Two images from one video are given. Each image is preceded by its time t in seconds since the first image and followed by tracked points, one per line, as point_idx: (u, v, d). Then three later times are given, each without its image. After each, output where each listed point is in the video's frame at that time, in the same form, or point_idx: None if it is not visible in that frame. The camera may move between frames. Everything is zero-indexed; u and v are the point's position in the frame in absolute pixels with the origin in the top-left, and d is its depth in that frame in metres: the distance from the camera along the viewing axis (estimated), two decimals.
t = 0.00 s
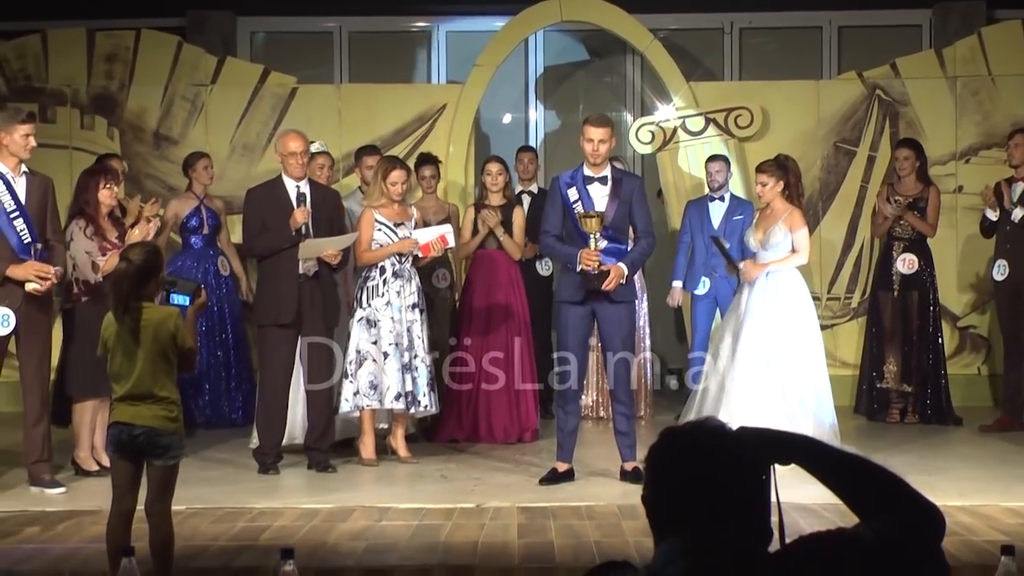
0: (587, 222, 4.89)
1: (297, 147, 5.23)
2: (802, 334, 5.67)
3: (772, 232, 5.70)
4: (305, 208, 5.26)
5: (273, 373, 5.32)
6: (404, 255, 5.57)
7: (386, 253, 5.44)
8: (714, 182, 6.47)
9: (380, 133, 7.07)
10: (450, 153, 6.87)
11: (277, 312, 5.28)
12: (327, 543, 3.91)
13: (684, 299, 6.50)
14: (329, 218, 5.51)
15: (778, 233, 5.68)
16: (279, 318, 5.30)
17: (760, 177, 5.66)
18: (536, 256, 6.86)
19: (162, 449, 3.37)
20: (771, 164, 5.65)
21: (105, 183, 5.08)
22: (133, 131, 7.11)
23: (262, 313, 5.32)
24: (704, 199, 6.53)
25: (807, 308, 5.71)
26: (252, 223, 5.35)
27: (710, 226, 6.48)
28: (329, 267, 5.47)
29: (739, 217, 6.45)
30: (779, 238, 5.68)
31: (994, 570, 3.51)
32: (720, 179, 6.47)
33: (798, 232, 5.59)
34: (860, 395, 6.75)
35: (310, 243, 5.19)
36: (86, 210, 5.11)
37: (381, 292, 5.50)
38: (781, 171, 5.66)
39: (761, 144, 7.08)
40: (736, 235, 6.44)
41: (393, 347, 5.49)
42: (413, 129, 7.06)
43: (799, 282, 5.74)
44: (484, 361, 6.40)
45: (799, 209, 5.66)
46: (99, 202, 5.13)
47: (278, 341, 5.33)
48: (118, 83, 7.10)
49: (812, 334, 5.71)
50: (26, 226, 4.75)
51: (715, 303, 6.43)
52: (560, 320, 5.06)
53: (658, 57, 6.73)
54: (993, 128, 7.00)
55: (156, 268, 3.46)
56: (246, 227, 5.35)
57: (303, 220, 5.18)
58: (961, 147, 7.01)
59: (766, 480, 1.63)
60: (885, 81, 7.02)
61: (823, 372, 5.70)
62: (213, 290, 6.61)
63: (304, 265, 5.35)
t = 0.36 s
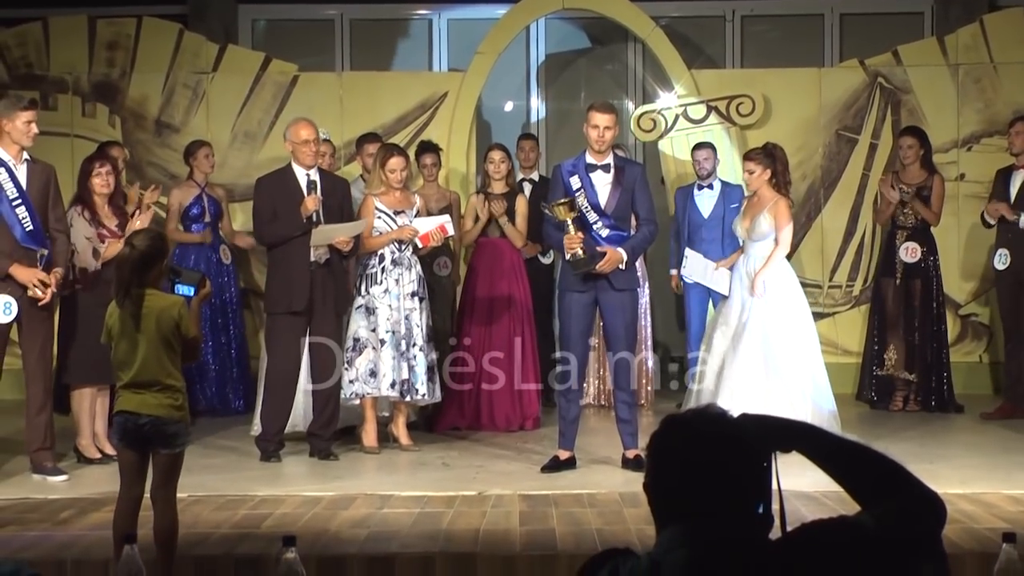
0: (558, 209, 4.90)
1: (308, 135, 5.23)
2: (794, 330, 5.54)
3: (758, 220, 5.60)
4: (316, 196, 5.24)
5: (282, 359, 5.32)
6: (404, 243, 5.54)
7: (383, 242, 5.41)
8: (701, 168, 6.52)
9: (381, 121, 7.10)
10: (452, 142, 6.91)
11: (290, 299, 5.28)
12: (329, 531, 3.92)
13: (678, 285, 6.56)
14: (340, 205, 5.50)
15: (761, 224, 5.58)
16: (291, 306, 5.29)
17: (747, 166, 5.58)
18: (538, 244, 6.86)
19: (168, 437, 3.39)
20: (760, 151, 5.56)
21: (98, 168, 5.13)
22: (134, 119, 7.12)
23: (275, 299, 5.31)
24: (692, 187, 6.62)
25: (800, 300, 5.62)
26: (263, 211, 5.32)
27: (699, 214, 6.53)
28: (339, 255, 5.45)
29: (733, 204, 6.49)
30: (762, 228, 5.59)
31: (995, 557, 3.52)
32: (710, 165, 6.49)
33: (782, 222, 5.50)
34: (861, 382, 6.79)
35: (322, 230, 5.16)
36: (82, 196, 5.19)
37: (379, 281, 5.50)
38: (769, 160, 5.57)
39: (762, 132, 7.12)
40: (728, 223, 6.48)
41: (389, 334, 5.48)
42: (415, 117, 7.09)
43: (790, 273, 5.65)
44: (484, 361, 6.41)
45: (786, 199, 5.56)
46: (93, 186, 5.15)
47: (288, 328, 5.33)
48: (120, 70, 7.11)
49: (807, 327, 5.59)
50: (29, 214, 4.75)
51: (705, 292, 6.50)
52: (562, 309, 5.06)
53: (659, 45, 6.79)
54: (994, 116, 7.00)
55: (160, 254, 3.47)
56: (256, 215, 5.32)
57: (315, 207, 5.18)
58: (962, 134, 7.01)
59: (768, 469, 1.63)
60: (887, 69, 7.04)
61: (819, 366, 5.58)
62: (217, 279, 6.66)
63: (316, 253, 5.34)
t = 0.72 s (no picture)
0: (575, 202, 4.90)
1: (321, 123, 5.22)
2: (780, 320, 5.46)
3: (740, 210, 5.48)
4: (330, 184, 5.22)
5: (292, 347, 5.32)
6: (407, 231, 5.54)
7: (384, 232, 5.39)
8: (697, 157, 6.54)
9: (385, 109, 7.14)
10: (457, 131, 6.95)
11: (302, 286, 5.28)
12: (334, 519, 3.94)
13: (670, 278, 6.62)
14: (352, 193, 5.49)
15: (745, 214, 5.47)
16: (303, 293, 5.29)
17: (732, 154, 5.48)
18: (542, 234, 6.87)
19: (180, 427, 3.40)
20: (744, 138, 5.48)
21: (102, 156, 5.15)
22: (138, 107, 7.14)
23: (287, 286, 5.32)
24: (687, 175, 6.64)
25: (785, 287, 5.56)
26: (275, 198, 5.32)
27: (695, 203, 6.57)
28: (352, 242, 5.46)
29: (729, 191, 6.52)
30: (746, 219, 5.47)
31: (999, 545, 3.53)
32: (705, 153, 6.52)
33: (766, 212, 5.41)
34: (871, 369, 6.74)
35: (335, 216, 5.11)
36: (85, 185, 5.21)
37: (380, 271, 5.51)
38: (754, 148, 5.49)
39: (766, 120, 7.14)
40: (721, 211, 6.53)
41: (388, 323, 5.49)
42: (419, 105, 7.13)
43: (774, 264, 5.58)
44: (484, 361, 6.41)
45: (769, 188, 5.48)
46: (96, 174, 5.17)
47: (300, 316, 5.34)
48: (124, 59, 7.13)
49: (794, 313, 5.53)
50: (34, 202, 4.76)
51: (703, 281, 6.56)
52: (566, 297, 5.06)
53: (663, 33, 6.81)
54: (999, 104, 7.00)
55: (170, 243, 3.45)
56: (269, 202, 5.32)
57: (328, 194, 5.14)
58: (967, 123, 7.01)
59: (772, 455, 1.64)
60: (891, 57, 7.04)
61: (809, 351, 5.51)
62: (223, 268, 6.65)
63: (329, 241, 5.33)
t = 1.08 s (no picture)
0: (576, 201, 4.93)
1: (322, 122, 5.20)
2: (765, 316, 5.49)
3: (728, 207, 5.45)
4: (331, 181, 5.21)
5: (292, 344, 5.32)
6: (405, 230, 5.52)
7: (382, 230, 5.38)
8: (695, 154, 6.54)
9: (383, 107, 7.14)
10: (456, 129, 6.97)
11: (301, 284, 5.27)
12: (332, 517, 3.93)
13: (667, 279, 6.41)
14: (352, 193, 5.49)
15: (734, 210, 5.44)
16: (302, 292, 5.28)
17: (717, 152, 5.46)
18: (539, 231, 6.86)
19: (179, 424, 3.39)
20: (728, 135, 5.46)
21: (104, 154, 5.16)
22: (137, 105, 7.13)
23: (287, 284, 5.31)
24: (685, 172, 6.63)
25: (768, 281, 5.60)
26: (276, 195, 5.32)
27: (693, 200, 6.55)
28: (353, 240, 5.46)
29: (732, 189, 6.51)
30: (735, 215, 5.44)
31: (998, 543, 3.53)
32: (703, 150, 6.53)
33: (753, 207, 5.38)
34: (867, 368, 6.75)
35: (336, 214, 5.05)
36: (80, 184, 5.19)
37: (379, 268, 5.50)
38: (739, 145, 5.46)
39: (764, 118, 7.15)
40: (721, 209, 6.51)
41: (385, 320, 5.47)
42: (417, 103, 7.13)
43: (761, 259, 5.60)
44: (485, 361, 6.41)
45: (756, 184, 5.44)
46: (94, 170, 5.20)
47: (300, 314, 5.34)
48: (122, 56, 7.11)
49: (777, 307, 5.57)
50: (32, 200, 4.74)
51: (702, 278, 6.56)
52: (563, 295, 5.06)
53: (661, 30, 6.83)
54: (997, 101, 7.00)
55: (169, 241, 3.45)
56: (270, 199, 5.33)
57: (329, 193, 5.11)
58: (966, 120, 7.01)
59: (772, 452, 1.63)
60: (890, 55, 7.04)
61: (790, 346, 5.56)
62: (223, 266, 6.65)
63: (329, 238, 5.31)
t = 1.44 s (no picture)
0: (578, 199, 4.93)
1: (320, 121, 5.19)
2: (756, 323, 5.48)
3: (708, 208, 5.45)
4: (325, 178, 5.20)
5: (290, 344, 5.31)
6: (405, 230, 5.52)
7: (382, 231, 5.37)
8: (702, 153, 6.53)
9: (380, 107, 7.15)
10: (453, 129, 6.96)
11: (297, 283, 5.27)
12: (330, 517, 3.93)
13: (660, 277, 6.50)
14: (352, 191, 5.44)
15: (713, 212, 5.43)
16: (298, 292, 5.28)
17: (700, 151, 5.42)
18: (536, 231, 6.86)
19: (185, 427, 3.39)
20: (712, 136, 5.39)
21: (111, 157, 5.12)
22: (134, 105, 7.13)
23: (283, 284, 5.30)
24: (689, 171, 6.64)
25: (755, 287, 5.57)
26: (273, 194, 5.32)
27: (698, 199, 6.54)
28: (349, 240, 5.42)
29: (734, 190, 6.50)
30: (714, 217, 5.43)
31: (994, 543, 3.53)
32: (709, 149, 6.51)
33: (731, 212, 5.34)
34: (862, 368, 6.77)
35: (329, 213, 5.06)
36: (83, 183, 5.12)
37: (379, 268, 5.49)
38: (723, 147, 5.40)
39: (760, 117, 7.16)
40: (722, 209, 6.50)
41: (387, 321, 5.48)
42: (414, 102, 7.14)
43: (744, 264, 5.55)
44: (484, 361, 6.39)
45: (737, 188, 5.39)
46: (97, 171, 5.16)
47: (296, 314, 5.33)
48: (120, 56, 7.11)
49: (765, 314, 5.56)
50: (28, 199, 4.74)
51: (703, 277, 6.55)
52: (560, 295, 5.03)
53: (659, 28, 6.81)
54: (995, 101, 7.01)
55: (175, 242, 3.46)
56: (267, 198, 5.32)
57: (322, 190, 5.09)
58: (963, 120, 7.01)
59: (770, 452, 1.63)
60: (887, 55, 7.05)
61: (779, 351, 5.57)
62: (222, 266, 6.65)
63: (324, 238, 5.30)
